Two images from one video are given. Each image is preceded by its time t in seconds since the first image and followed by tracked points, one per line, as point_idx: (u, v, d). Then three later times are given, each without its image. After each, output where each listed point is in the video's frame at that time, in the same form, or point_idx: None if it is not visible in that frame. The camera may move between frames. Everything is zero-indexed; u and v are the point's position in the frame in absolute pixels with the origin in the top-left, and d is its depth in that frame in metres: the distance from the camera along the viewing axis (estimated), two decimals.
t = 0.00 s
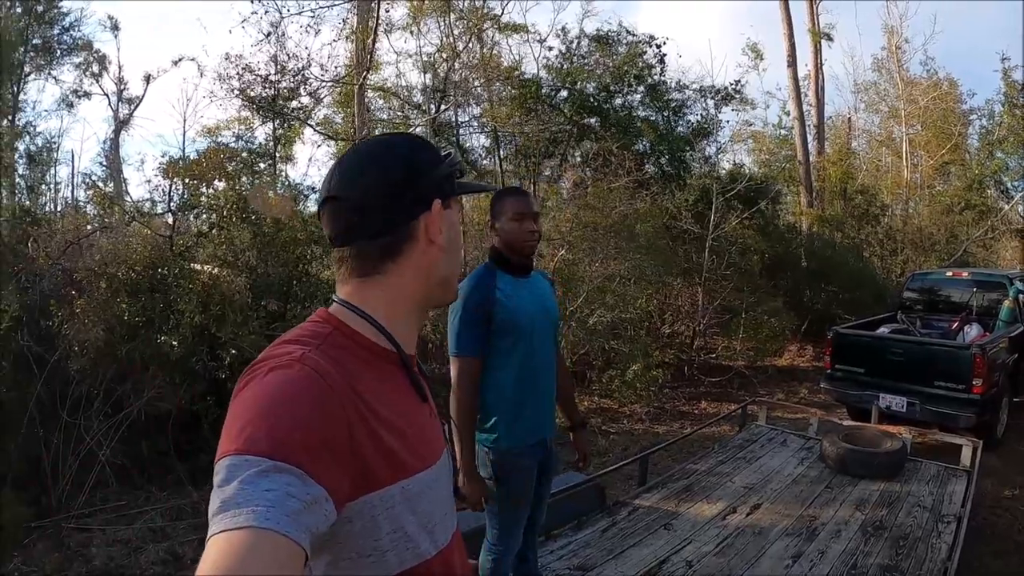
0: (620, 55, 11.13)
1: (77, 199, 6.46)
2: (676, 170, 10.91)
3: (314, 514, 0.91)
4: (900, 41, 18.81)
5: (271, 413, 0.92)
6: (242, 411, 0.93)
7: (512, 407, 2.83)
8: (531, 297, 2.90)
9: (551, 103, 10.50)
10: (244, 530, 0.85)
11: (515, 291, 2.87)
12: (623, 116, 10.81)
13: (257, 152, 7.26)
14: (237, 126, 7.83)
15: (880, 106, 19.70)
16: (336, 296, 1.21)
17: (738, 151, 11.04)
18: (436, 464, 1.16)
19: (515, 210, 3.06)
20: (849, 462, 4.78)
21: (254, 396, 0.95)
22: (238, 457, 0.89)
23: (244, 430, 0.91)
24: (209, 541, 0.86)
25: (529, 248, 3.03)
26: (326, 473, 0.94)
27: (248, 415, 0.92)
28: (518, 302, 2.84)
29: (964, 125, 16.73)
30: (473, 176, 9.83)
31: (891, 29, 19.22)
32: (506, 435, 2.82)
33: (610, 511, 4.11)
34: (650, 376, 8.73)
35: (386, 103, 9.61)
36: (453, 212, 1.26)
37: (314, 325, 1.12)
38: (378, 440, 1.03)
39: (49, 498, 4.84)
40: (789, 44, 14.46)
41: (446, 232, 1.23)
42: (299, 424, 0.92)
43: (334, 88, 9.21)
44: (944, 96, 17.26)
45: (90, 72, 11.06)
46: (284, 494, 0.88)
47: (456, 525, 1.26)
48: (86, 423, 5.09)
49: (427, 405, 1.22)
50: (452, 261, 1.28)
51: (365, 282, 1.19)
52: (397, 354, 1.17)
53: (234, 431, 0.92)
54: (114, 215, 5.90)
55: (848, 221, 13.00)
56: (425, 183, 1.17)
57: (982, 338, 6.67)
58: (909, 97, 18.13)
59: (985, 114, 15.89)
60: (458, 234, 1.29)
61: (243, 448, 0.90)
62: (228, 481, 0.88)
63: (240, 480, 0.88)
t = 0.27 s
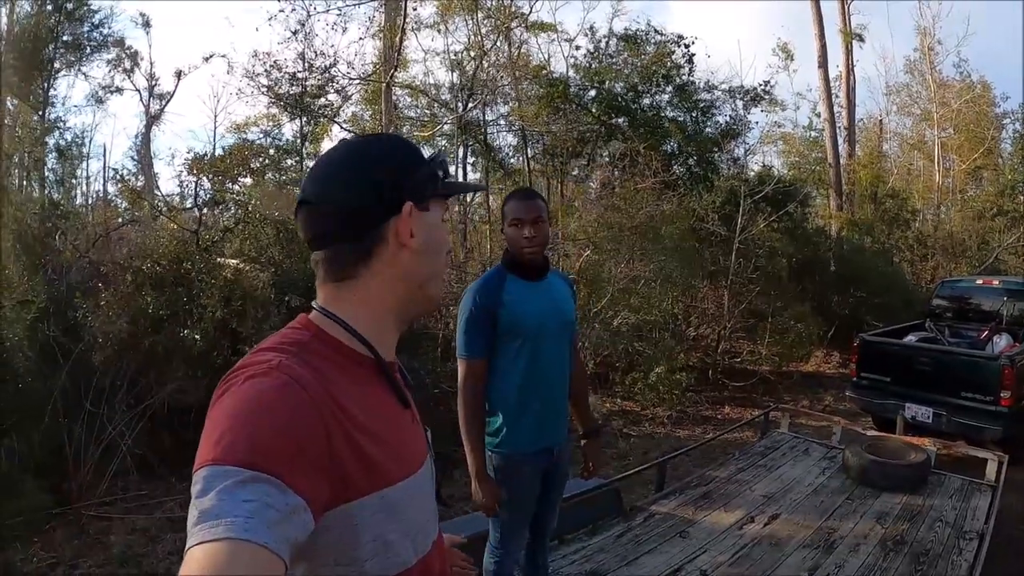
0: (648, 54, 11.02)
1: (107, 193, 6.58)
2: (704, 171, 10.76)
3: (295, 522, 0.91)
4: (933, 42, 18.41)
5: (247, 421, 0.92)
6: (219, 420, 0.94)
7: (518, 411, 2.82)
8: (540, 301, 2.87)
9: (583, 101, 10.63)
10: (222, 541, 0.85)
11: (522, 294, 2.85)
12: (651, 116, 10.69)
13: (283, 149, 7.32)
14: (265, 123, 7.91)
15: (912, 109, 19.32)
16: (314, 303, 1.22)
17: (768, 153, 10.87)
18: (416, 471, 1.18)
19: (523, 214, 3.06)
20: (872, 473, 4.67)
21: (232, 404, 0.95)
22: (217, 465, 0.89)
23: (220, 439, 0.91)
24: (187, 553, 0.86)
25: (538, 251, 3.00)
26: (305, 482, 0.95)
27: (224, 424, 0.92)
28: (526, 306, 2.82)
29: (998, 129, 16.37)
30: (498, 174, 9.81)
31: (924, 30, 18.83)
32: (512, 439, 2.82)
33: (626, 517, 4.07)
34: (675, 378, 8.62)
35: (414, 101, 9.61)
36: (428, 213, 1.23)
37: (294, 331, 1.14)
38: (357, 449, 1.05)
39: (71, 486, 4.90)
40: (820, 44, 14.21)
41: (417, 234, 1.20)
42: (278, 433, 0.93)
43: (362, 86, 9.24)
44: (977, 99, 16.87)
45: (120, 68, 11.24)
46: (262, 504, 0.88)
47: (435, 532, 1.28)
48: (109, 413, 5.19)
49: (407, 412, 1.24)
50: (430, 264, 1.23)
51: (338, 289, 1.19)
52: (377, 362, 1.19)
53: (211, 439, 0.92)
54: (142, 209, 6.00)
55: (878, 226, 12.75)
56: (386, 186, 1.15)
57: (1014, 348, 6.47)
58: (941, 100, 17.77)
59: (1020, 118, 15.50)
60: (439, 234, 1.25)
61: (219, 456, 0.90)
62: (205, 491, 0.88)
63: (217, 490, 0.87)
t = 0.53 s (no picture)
0: (678, 61, 10.96)
1: (139, 188, 6.72)
2: (732, 180, 10.67)
3: (296, 526, 0.93)
4: (965, 54, 18.06)
5: (252, 425, 0.94)
6: (223, 423, 0.96)
7: (537, 423, 2.80)
8: (561, 312, 2.85)
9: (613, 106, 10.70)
10: (232, 540, 0.87)
11: (544, 304, 2.84)
12: (679, 124, 10.64)
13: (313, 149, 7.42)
14: (295, 123, 8.03)
15: (943, 121, 19.02)
16: (325, 316, 1.25)
17: (797, 163, 10.73)
18: (421, 487, 1.18)
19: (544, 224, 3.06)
20: (893, 493, 4.57)
21: (238, 409, 0.97)
22: (222, 468, 0.91)
23: (226, 443, 0.93)
24: (199, 553, 0.89)
25: (562, 262, 2.98)
26: (305, 489, 0.96)
27: (230, 428, 0.94)
28: (546, 317, 2.80)
29: None
30: (524, 178, 9.83)
31: (956, 42, 18.52)
32: (529, 450, 2.79)
33: (643, 530, 4.03)
34: (697, 391, 8.53)
35: (444, 104, 9.67)
36: (366, 229, 1.18)
37: (304, 342, 1.17)
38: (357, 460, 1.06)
39: (91, 476, 5.17)
40: (852, 55, 14.02)
41: (353, 254, 1.18)
42: (279, 440, 0.95)
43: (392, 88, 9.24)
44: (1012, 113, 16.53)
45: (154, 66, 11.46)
46: (268, 505, 0.90)
47: (439, 549, 1.27)
48: (131, 406, 5.40)
49: (413, 426, 1.24)
50: (371, 283, 1.17)
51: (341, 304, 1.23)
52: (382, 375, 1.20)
53: (216, 442, 0.94)
54: (173, 206, 6.12)
55: (908, 240, 12.54)
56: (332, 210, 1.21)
57: None
58: (973, 113, 17.52)
59: None
60: (382, 250, 1.17)
61: (225, 459, 0.92)
62: (213, 492, 0.90)
63: (224, 492, 0.90)
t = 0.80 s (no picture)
0: (685, 58, 10.90)
1: (147, 188, 6.75)
2: (740, 177, 10.63)
3: (292, 522, 0.94)
4: (973, 48, 17.90)
5: (252, 421, 0.96)
6: (225, 418, 0.98)
7: (551, 422, 2.79)
8: (574, 310, 2.85)
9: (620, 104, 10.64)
10: (236, 531, 0.89)
11: (556, 303, 2.83)
12: (686, 120, 10.59)
13: (320, 148, 7.44)
14: (302, 122, 8.04)
15: (952, 116, 18.89)
16: (336, 318, 1.26)
17: (806, 159, 10.66)
18: (423, 493, 1.17)
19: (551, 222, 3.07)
20: (903, 491, 4.54)
21: (238, 406, 0.99)
22: (221, 461, 0.93)
23: (226, 438, 0.95)
24: (201, 543, 0.91)
25: (572, 261, 2.98)
26: (301, 487, 0.97)
27: (231, 423, 0.96)
28: (559, 316, 2.80)
29: None
30: (531, 176, 9.83)
31: (965, 36, 18.35)
32: (543, 451, 2.78)
33: (653, 528, 4.02)
34: (705, 388, 8.49)
35: (450, 102, 9.66)
36: (355, 234, 1.20)
37: (312, 342, 1.18)
38: (355, 462, 1.07)
39: (100, 475, 5.20)
40: (859, 49, 13.92)
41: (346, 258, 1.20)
42: (278, 436, 0.96)
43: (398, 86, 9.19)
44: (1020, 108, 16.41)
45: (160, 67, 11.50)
46: (267, 498, 0.92)
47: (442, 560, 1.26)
48: (140, 406, 5.46)
49: (421, 432, 1.24)
50: (363, 285, 1.19)
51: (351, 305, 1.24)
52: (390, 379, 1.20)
53: (217, 436, 0.96)
54: (181, 206, 6.14)
55: (917, 235, 12.46)
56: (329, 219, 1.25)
57: None
58: (981, 107, 17.38)
59: None
60: (370, 251, 1.18)
61: (225, 453, 0.94)
62: (214, 485, 0.92)
63: (224, 485, 0.92)
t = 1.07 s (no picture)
0: (686, 54, 10.89)
1: (148, 188, 6.75)
2: (741, 173, 10.61)
3: (285, 522, 0.94)
4: (975, 44, 17.87)
5: (245, 422, 0.96)
6: (219, 420, 0.98)
7: (559, 420, 2.80)
8: (580, 307, 2.85)
9: (619, 103, 10.41)
10: (227, 531, 0.89)
11: (563, 301, 2.82)
12: (688, 117, 10.56)
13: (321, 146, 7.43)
14: (303, 121, 8.04)
15: (953, 111, 18.85)
16: (335, 321, 1.26)
17: (807, 156, 10.64)
18: (421, 495, 1.18)
19: (554, 220, 3.07)
20: (907, 488, 4.54)
21: (232, 406, 0.99)
22: (213, 463, 0.93)
23: (219, 438, 0.95)
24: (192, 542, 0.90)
25: (578, 258, 2.98)
26: (295, 488, 0.97)
27: (225, 424, 0.96)
28: (567, 313, 2.79)
29: None
30: (532, 173, 9.86)
31: (966, 31, 18.32)
32: (552, 448, 2.79)
33: (656, 526, 4.02)
34: (708, 385, 8.49)
35: (451, 100, 9.66)
36: (396, 232, 1.17)
37: (309, 344, 1.18)
38: (351, 464, 1.07)
39: (103, 474, 5.27)
40: (860, 45, 13.91)
41: (382, 257, 1.17)
42: (272, 438, 0.96)
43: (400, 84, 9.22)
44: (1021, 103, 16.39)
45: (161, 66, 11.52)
46: (259, 499, 0.91)
47: (445, 560, 1.26)
48: (142, 405, 5.49)
49: (421, 433, 1.24)
50: (403, 286, 1.17)
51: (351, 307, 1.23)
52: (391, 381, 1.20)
53: (210, 437, 0.96)
54: (183, 205, 6.15)
55: (918, 231, 12.43)
56: (349, 212, 1.17)
57: None
58: (982, 103, 17.34)
59: None
60: (416, 254, 1.17)
61: (218, 454, 0.94)
62: (207, 486, 0.92)
63: (215, 484, 0.91)
